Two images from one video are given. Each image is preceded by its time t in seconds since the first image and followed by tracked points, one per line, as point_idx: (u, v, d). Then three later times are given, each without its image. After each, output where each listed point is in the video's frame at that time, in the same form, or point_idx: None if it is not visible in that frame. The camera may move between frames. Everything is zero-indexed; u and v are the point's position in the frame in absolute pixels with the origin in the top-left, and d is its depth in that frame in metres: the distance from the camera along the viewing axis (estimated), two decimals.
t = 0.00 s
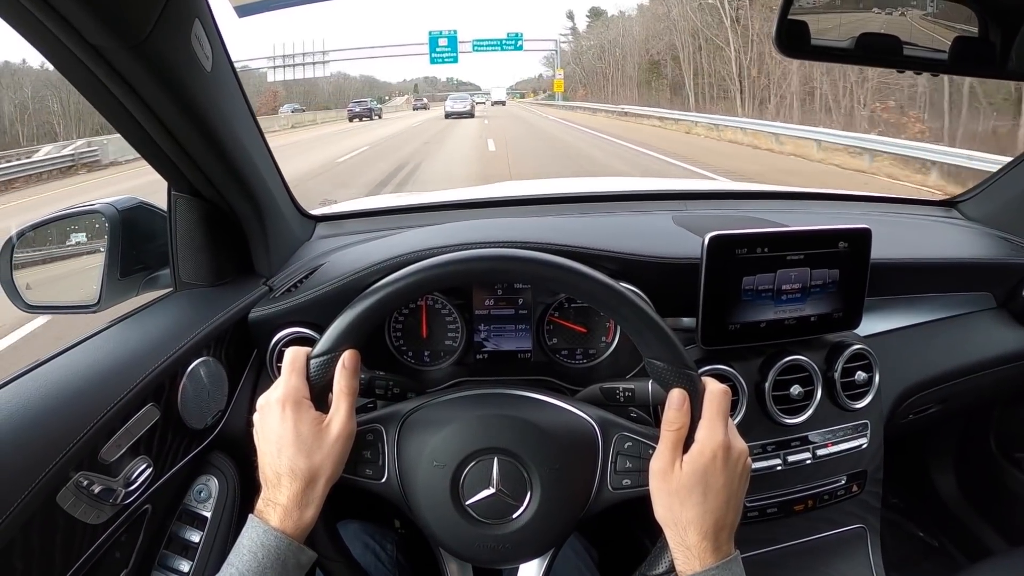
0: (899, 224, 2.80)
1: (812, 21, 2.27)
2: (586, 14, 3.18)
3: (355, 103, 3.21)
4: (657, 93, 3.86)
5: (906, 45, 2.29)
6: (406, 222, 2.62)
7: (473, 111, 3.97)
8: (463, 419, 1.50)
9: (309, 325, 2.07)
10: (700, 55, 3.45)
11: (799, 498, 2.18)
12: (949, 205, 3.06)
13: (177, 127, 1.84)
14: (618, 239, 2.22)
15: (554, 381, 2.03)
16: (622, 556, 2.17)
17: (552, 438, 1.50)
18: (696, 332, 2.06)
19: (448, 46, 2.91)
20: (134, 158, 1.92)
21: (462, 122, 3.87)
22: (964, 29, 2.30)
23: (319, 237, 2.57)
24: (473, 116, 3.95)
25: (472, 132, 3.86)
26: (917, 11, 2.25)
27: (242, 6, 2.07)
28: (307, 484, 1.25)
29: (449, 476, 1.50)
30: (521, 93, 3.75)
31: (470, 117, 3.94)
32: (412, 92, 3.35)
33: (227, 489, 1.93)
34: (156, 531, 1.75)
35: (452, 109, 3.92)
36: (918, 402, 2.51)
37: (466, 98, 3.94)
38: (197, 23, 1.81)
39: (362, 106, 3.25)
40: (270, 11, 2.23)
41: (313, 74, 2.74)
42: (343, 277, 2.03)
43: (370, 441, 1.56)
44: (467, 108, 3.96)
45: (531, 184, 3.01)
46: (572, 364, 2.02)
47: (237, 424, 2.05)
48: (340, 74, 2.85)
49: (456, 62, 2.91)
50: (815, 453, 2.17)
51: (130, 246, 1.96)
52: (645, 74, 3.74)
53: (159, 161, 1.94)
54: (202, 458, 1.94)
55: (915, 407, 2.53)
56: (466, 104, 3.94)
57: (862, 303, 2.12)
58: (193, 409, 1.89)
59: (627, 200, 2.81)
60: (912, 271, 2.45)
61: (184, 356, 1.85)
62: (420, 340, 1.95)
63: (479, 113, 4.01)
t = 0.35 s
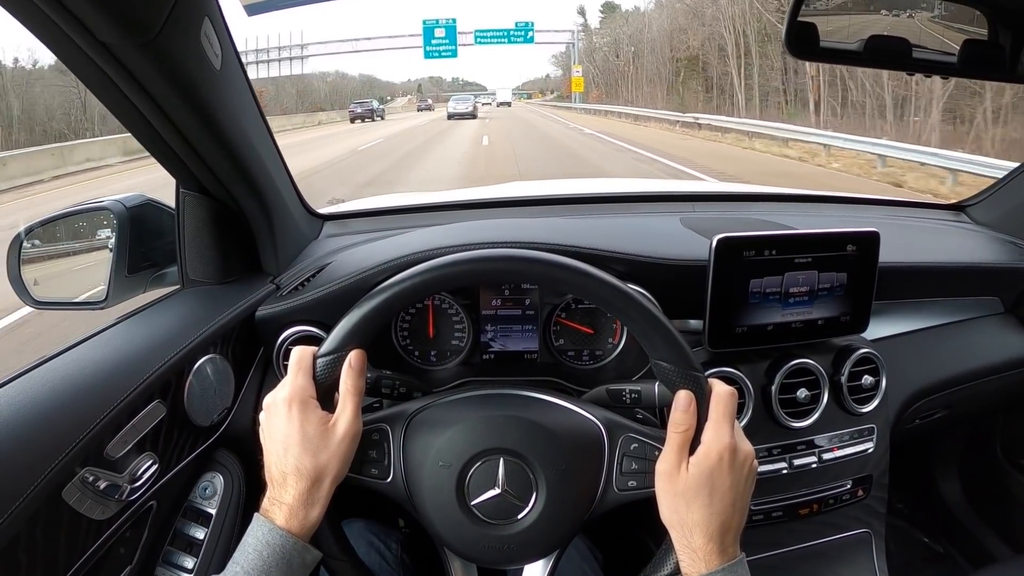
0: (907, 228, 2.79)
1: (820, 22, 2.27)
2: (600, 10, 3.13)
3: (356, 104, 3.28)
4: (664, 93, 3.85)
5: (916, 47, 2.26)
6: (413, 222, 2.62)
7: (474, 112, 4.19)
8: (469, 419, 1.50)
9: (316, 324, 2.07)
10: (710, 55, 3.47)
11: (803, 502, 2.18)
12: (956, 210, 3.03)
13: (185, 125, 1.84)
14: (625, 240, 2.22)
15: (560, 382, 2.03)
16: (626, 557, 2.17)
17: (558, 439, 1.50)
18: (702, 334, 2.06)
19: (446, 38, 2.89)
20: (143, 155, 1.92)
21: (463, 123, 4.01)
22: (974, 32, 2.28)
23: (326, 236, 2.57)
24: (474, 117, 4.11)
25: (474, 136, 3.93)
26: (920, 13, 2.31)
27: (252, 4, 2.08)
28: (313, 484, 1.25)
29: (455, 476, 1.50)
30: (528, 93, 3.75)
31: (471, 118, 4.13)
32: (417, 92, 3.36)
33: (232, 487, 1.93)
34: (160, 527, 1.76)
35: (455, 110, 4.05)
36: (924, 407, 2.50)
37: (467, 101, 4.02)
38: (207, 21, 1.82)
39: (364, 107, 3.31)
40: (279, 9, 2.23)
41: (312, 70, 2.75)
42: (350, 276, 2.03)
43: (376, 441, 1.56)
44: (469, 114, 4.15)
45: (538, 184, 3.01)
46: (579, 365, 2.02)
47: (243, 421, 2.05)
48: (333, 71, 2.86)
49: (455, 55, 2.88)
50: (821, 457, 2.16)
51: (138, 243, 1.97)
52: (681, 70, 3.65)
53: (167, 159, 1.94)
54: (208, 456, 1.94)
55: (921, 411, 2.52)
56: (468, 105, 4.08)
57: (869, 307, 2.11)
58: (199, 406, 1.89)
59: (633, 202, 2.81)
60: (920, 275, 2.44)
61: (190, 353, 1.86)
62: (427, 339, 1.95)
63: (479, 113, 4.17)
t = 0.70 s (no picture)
0: (909, 226, 2.78)
1: (821, 21, 2.25)
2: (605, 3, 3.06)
3: (352, 107, 3.14)
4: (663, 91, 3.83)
5: (915, 44, 2.26)
6: (413, 223, 2.62)
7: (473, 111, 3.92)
8: (469, 419, 1.51)
9: (316, 325, 2.08)
10: (745, 48, 3.14)
11: (805, 501, 2.18)
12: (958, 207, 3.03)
13: (184, 128, 1.85)
14: (625, 240, 2.22)
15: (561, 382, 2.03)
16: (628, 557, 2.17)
17: (557, 439, 1.50)
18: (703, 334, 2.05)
19: (432, 26, 2.70)
20: (143, 158, 1.93)
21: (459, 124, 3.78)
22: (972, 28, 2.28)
23: (326, 237, 2.58)
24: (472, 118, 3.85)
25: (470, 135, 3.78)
26: (919, 10, 2.24)
27: (250, 7, 2.08)
28: (313, 485, 1.25)
29: (455, 476, 1.50)
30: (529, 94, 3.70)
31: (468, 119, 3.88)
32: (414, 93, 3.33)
33: (233, 489, 1.93)
34: (162, 529, 1.76)
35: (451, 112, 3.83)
36: (926, 404, 2.49)
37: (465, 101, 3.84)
38: (205, 24, 1.82)
39: (359, 109, 3.16)
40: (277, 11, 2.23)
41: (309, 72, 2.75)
42: (350, 278, 2.03)
43: (376, 441, 1.57)
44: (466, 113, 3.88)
45: (538, 185, 3.00)
46: (579, 365, 2.02)
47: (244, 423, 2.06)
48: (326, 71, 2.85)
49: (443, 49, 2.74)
50: (822, 455, 2.16)
51: (139, 245, 1.98)
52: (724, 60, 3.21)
53: (167, 161, 1.94)
54: (209, 457, 1.95)
55: (923, 409, 2.52)
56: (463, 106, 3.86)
57: (870, 304, 2.11)
58: (200, 409, 1.89)
59: (635, 202, 2.80)
60: (921, 273, 2.44)
61: (192, 355, 1.86)
62: (427, 340, 1.95)
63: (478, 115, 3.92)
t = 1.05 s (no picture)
0: (909, 226, 2.79)
1: (822, 20, 2.26)
2: None
3: (348, 105, 3.26)
4: (659, 89, 3.86)
5: (918, 44, 2.24)
6: (414, 221, 2.63)
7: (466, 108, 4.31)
8: (470, 418, 1.51)
9: (317, 324, 2.07)
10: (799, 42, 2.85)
11: (805, 501, 2.18)
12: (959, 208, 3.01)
13: (186, 126, 1.84)
14: (626, 239, 2.22)
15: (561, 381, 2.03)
16: (628, 557, 2.18)
17: (558, 438, 1.50)
18: (704, 333, 2.05)
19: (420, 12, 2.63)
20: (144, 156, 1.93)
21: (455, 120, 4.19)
22: (974, 29, 2.28)
23: (327, 235, 2.58)
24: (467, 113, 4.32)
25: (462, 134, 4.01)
26: (920, 13, 2.24)
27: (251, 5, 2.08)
28: (313, 484, 1.25)
29: (455, 475, 1.50)
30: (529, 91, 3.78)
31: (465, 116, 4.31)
32: (411, 89, 3.37)
33: (234, 487, 1.93)
34: (162, 526, 1.76)
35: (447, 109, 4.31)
36: (926, 404, 2.49)
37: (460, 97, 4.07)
38: (207, 23, 1.82)
39: (356, 107, 3.30)
40: (276, 8, 2.23)
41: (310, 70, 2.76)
42: (351, 276, 2.03)
43: (377, 441, 1.57)
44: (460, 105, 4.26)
45: (537, 183, 3.00)
46: (580, 364, 2.02)
47: (244, 422, 2.05)
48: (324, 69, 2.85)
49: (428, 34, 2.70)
50: (822, 455, 2.16)
51: (140, 242, 1.98)
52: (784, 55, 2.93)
53: (167, 158, 1.94)
54: (209, 455, 1.94)
55: (923, 410, 2.52)
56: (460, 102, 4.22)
57: (871, 305, 2.11)
58: (201, 406, 1.89)
59: (634, 200, 2.80)
60: (921, 273, 2.44)
61: (193, 353, 1.86)
62: (428, 338, 1.96)
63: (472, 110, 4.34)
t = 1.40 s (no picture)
0: (916, 228, 2.78)
1: (832, 20, 2.25)
2: None
3: (348, 98, 3.14)
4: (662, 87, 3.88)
5: (927, 45, 2.20)
6: (420, 216, 2.62)
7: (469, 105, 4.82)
8: (476, 414, 1.50)
9: (323, 317, 2.07)
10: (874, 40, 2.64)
11: (808, 502, 2.18)
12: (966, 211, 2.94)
13: (194, 116, 1.84)
14: (633, 236, 2.22)
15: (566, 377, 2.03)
16: (630, 554, 2.18)
17: (564, 435, 1.50)
18: (710, 332, 2.05)
19: None
20: (150, 147, 1.93)
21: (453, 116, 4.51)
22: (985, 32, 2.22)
23: (333, 229, 2.58)
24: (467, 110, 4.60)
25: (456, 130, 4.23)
26: (926, 15, 2.21)
27: None
28: (318, 479, 1.24)
29: (460, 471, 1.49)
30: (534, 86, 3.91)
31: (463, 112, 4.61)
32: (410, 82, 3.39)
33: (237, 479, 1.93)
34: (165, 517, 1.76)
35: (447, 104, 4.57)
36: (930, 407, 2.48)
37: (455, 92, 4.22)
38: (216, 13, 1.82)
39: (356, 100, 3.18)
40: None
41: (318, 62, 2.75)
42: (357, 270, 2.03)
43: (382, 435, 1.56)
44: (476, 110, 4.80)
45: (543, 179, 3.00)
46: (585, 361, 2.01)
47: (248, 415, 2.05)
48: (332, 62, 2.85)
49: (406, 4, 2.33)
50: (826, 456, 2.16)
51: (145, 233, 1.98)
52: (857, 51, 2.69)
53: (174, 149, 1.94)
54: (213, 448, 1.94)
55: (927, 413, 2.51)
56: (461, 99, 4.70)
57: (878, 306, 2.10)
58: (205, 398, 1.89)
59: (640, 197, 2.80)
60: (928, 275, 2.43)
61: (198, 344, 1.86)
62: (434, 333, 1.96)
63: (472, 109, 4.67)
